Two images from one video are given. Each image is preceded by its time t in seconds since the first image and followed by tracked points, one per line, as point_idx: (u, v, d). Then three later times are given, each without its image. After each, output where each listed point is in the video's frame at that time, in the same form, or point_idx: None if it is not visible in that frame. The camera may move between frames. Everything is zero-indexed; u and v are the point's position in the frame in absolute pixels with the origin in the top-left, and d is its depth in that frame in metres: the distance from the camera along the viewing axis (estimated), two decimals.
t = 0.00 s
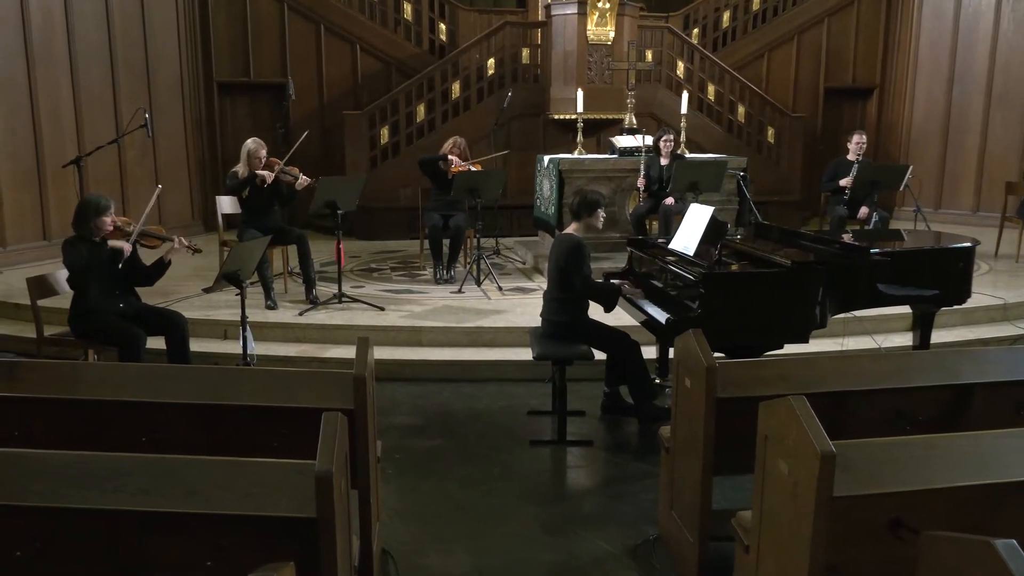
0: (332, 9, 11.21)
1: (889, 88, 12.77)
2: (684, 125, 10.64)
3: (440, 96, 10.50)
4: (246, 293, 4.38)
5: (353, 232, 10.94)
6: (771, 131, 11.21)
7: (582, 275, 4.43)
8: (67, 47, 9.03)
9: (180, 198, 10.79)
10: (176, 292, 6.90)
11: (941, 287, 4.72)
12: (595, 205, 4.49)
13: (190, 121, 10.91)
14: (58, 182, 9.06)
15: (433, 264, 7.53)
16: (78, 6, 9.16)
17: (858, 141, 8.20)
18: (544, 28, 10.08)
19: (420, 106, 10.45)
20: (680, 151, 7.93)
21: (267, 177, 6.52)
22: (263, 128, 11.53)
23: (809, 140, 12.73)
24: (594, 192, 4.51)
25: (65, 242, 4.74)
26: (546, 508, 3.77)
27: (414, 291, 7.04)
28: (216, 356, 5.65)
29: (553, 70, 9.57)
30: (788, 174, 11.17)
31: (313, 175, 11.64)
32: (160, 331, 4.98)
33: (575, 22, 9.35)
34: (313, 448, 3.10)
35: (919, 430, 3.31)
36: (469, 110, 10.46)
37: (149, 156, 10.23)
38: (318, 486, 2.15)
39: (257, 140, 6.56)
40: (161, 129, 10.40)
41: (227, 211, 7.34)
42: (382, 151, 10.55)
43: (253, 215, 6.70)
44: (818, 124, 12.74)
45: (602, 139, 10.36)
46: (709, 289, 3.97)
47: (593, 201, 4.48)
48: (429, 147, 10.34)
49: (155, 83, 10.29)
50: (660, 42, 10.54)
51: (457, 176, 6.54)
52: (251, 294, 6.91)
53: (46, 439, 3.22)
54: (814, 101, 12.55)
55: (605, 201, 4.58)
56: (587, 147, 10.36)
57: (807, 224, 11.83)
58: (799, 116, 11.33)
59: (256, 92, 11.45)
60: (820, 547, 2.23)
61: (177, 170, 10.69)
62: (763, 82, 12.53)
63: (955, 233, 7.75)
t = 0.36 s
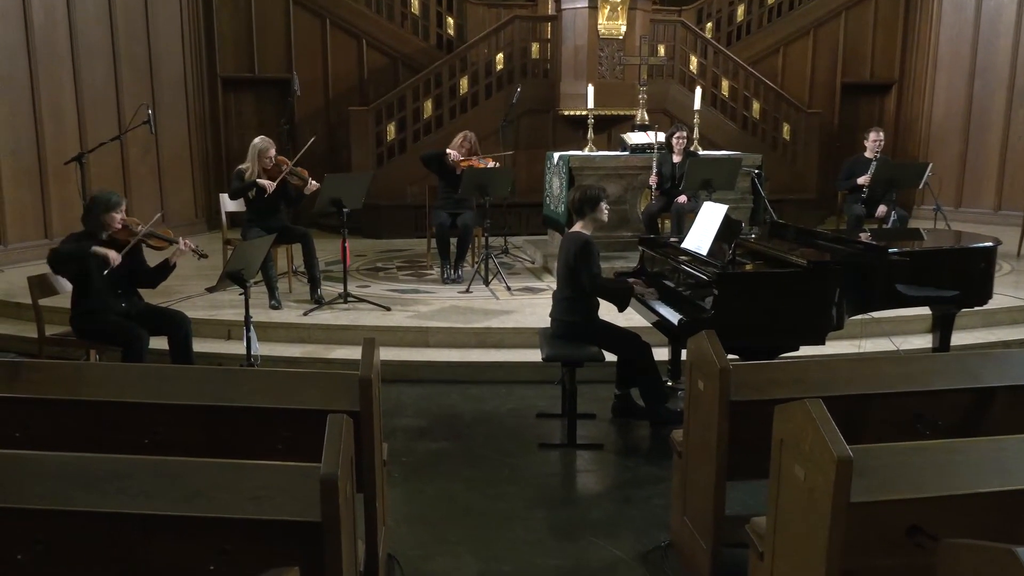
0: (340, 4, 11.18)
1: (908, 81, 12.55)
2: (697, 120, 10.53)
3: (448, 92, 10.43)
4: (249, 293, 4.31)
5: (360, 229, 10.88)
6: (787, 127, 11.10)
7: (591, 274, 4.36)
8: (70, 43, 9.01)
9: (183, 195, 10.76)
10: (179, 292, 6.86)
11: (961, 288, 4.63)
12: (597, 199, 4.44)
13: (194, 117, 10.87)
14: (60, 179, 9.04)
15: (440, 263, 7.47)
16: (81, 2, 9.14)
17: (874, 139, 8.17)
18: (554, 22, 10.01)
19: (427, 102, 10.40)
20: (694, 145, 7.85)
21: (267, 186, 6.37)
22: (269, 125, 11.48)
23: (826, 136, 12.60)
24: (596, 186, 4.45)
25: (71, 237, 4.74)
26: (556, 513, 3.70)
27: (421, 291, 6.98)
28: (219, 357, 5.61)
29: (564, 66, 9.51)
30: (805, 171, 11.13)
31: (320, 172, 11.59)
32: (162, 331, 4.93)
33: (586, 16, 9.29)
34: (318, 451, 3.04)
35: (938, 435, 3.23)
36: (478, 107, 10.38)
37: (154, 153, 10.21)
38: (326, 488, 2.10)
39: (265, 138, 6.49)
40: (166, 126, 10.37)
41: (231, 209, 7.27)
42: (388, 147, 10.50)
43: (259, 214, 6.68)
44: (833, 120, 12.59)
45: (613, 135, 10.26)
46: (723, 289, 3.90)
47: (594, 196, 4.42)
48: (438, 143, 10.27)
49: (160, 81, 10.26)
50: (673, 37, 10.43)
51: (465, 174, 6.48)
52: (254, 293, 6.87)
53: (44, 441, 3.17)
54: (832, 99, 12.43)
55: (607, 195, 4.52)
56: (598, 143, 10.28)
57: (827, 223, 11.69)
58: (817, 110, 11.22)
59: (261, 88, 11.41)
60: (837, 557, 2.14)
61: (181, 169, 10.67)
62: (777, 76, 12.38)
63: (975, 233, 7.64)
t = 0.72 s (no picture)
0: None
1: (935, 73, 12.29)
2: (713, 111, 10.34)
3: (454, 83, 10.29)
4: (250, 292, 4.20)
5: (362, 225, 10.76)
6: (808, 120, 10.88)
7: (603, 273, 4.24)
8: (64, 35, 8.90)
9: (179, 189, 10.66)
10: (176, 291, 6.77)
11: (989, 289, 4.50)
12: (613, 196, 4.31)
13: (190, 110, 10.84)
14: (53, 174, 8.88)
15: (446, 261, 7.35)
16: None
17: (899, 132, 8.02)
18: (564, 11, 9.82)
19: (432, 94, 10.25)
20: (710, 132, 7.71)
21: (277, 173, 6.29)
22: (269, 119, 11.42)
23: (847, 128, 12.41)
24: (613, 182, 4.32)
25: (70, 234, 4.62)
26: (565, 521, 3.58)
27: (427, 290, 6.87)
28: (218, 360, 5.52)
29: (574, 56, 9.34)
30: (827, 164, 10.79)
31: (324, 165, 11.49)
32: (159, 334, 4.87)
33: (597, 6, 9.17)
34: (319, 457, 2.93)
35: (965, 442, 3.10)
36: (489, 97, 10.19)
37: (149, 146, 10.11)
38: (327, 497, 1.99)
39: (261, 132, 6.43)
40: (161, 119, 10.28)
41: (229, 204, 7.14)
42: (392, 141, 10.37)
43: (258, 211, 6.56)
44: (856, 114, 12.39)
45: (626, 128, 10.20)
46: (741, 289, 3.77)
47: (610, 192, 4.29)
48: (443, 136, 10.14)
49: (155, 72, 10.17)
50: (687, 26, 10.29)
51: (473, 170, 6.37)
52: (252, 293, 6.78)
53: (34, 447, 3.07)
54: (854, 90, 12.27)
55: (622, 192, 4.39)
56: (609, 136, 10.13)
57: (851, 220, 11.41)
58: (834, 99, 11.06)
59: (261, 80, 11.33)
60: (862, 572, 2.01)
61: (177, 163, 10.59)
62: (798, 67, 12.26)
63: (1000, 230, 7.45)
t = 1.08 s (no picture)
0: None
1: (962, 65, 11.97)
2: (732, 105, 10.14)
3: (463, 75, 10.09)
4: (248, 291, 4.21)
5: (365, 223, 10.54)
6: (830, 114, 10.58)
7: (618, 271, 4.12)
8: (56, 22, 8.69)
9: (175, 182, 10.41)
10: (174, 289, 6.70)
11: (1018, 290, 4.35)
12: (641, 198, 4.18)
13: (189, 102, 10.57)
14: (45, 167, 8.68)
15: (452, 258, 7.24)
16: None
17: (925, 125, 7.91)
18: None
19: (439, 86, 10.02)
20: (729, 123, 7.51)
21: (263, 168, 6.08)
22: (270, 111, 11.05)
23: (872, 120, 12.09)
24: (641, 183, 4.19)
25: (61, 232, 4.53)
26: (575, 530, 3.46)
27: (433, 290, 6.77)
28: (218, 361, 5.43)
29: (587, 46, 9.16)
30: (849, 158, 10.47)
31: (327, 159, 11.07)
32: (157, 333, 4.75)
33: None
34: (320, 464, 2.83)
35: (995, 450, 2.96)
36: (500, 88, 10.03)
37: (145, 137, 9.90)
38: (328, 504, 1.89)
39: (259, 120, 6.26)
40: (157, 109, 10.05)
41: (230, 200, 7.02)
42: (397, 135, 10.18)
43: (258, 208, 6.41)
44: (880, 106, 12.05)
45: (640, 123, 10.04)
46: (758, 288, 3.66)
47: (640, 193, 4.17)
48: (449, 129, 9.91)
49: (151, 61, 9.93)
50: (704, 15, 10.09)
51: (480, 164, 6.27)
52: (252, 291, 6.70)
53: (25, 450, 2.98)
54: (878, 80, 11.97)
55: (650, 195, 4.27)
56: (623, 130, 10.06)
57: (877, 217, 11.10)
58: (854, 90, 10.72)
59: (261, 71, 11.03)
60: None
61: (175, 157, 10.37)
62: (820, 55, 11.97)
63: None
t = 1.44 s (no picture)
0: None
1: (992, 58, 11.44)
2: (750, 98, 9.95)
3: (470, 67, 9.92)
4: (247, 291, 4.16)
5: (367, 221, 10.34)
6: (854, 108, 10.34)
7: (630, 273, 4.01)
8: (51, 15, 8.47)
9: (174, 179, 10.18)
10: (169, 290, 6.60)
11: None
12: (648, 191, 4.10)
13: (187, 97, 10.32)
14: (39, 164, 8.48)
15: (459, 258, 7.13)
16: None
17: (953, 119, 7.79)
18: None
19: (447, 80, 9.88)
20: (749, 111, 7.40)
21: (270, 159, 5.96)
22: (270, 106, 10.87)
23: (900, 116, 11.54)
24: (648, 176, 4.12)
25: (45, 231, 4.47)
26: (587, 540, 3.35)
27: (439, 290, 6.67)
28: (217, 363, 5.34)
29: (600, 37, 9.08)
30: (873, 155, 10.25)
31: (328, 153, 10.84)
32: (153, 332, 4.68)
33: None
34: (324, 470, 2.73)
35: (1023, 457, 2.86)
36: (507, 82, 9.87)
37: (142, 132, 9.67)
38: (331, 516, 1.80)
39: (259, 115, 6.15)
40: (155, 105, 9.82)
41: (226, 195, 6.92)
42: (403, 130, 10.02)
43: (261, 203, 6.32)
44: (906, 99, 11.51)
45: (654, 117, 9.90)
46: (778, 289, 3.57)
47: (647, 186, 4.08)
48: (454, 125, 9.75)
49: (148, 54, 9.70)
50: (720, 7, 9.86)
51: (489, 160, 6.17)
52: (251, 291, 6.60)
53: (17, 456, 2.89)
54: (904, 71, 11.38)
55: (658, 187, 4.18)
56: (637, 124, 9.94)
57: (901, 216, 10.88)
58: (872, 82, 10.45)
59: (261, 63, 10.78)
60: None
61: (174, 151, 10.15)
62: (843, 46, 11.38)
63: None
